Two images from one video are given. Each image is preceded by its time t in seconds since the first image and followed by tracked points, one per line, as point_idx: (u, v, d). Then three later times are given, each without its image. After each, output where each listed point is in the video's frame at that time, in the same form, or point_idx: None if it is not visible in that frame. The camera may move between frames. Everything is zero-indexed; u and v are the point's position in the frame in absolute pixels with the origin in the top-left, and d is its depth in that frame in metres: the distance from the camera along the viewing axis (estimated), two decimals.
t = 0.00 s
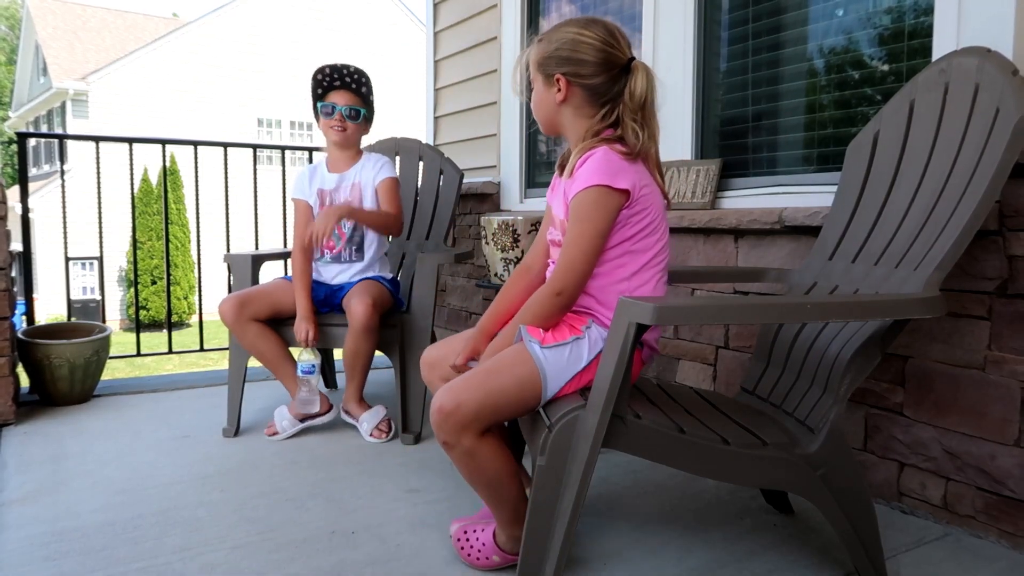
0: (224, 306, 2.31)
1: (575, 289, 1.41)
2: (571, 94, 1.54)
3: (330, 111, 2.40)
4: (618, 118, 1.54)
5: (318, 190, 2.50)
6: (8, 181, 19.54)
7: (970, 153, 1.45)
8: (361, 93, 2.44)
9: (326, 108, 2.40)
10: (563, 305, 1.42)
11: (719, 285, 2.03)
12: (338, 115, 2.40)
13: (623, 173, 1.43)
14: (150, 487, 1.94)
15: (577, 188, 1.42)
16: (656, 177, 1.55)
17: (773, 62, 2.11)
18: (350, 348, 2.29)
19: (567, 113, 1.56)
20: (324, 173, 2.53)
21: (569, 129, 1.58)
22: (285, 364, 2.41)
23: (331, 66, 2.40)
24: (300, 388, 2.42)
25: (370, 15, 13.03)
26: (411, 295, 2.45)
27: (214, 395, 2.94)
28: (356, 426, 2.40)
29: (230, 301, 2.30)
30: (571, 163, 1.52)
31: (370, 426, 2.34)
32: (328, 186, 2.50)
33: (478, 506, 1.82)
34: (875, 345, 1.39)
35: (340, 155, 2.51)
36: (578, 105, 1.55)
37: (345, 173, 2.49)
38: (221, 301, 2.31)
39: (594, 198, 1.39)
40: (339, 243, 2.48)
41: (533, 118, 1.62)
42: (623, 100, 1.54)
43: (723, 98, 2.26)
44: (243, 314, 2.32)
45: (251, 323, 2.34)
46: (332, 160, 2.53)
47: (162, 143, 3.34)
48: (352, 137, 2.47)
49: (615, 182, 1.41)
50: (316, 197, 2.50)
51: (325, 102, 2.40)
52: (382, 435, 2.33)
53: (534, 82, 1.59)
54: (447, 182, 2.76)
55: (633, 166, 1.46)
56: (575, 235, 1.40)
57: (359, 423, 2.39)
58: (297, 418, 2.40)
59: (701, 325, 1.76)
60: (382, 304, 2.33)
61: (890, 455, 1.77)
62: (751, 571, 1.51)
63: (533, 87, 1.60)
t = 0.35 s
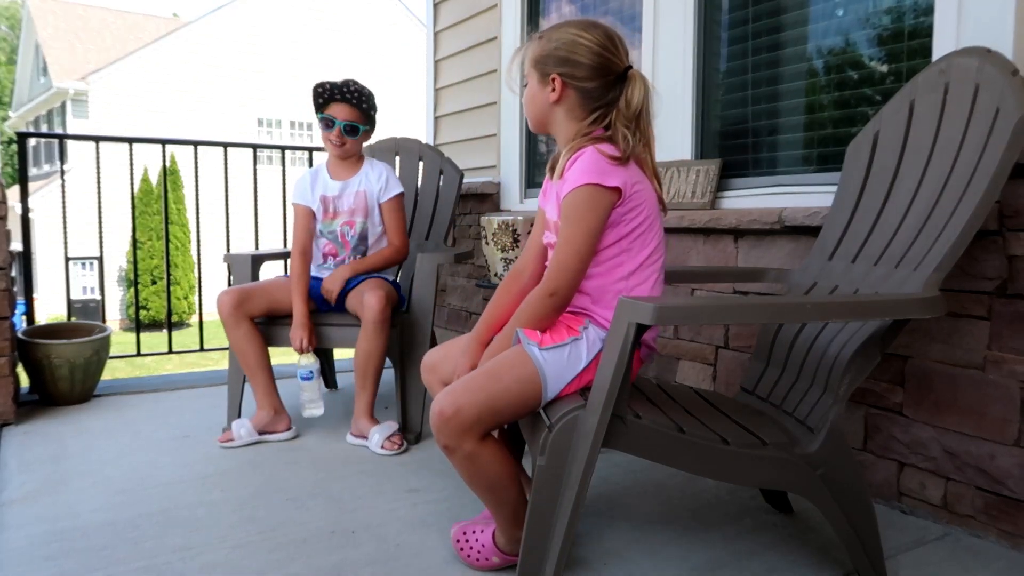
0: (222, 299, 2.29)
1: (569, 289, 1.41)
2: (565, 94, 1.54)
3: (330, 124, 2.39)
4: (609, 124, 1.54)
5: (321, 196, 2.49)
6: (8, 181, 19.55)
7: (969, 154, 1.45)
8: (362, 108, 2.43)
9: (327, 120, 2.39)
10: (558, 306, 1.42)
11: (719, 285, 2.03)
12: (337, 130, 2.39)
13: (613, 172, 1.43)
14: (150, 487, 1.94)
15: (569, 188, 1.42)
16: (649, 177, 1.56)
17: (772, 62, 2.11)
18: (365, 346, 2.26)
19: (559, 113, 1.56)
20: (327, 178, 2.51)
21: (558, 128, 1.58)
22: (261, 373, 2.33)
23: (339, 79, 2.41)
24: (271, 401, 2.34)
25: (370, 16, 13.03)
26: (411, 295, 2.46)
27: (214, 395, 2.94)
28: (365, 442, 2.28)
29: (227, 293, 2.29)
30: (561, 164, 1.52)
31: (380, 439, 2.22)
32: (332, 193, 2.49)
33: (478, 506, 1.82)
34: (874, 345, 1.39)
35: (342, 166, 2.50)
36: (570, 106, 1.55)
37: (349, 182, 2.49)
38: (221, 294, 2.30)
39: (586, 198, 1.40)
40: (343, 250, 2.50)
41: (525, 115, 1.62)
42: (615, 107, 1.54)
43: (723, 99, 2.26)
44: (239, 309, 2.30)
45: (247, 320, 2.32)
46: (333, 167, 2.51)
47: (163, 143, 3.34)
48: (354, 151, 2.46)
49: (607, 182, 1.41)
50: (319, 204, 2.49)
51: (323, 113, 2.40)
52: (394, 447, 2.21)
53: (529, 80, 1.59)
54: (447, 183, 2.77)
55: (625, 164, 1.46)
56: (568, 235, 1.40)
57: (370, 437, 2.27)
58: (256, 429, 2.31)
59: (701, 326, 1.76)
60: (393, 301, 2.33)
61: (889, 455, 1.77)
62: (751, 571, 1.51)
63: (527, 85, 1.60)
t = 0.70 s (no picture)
0: (227, 298, 2.28)
1: (572, 290, 1.40)
2: (565, 94, 1.54)
3: (330, 136, 2.39)
4: (611, 122, 1.53)
5: (329, 191, 2.53)
6: (6, 180, 19.54)
7: (971, 153, 1.45)
8: (349, 108, 2.35)
9: (325, 134, 2.39)
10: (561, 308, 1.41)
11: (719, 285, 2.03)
12: (337, 140, 2.38)
13: (617, 173, 1.42)
14: (149, 487, 1.93)
15: (572, 189, 1.42)
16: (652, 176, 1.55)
17: (773, 62, 2.11)
18: (365, 345, 2.25)
19: (559, 114, 1.56)
20: (337, 175, 2.55)
21: (559, 129, 1.58)
22: (263, 374, 2.32)
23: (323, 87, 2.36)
24: (271, 403, 2.33)
25: (370, 15, 13.02)
26: (411, 295, 2.45)
27: (214, 395, 2.94)
28: (366, 442, 2.27)
29: (232, 292, 2.29)
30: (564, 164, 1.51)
31: (380, 439, 2.21)
32: (340, 190, 2.51)
33: (477, 506, 1.82)
34: (875, 345, 1.39)
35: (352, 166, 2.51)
36: (570, 106, 1.54)
37: (357, 181, 2.50)
38: (225, 294, 2.29)
39: (590, 199, 1.39)
40: (343, 249, 2.49)
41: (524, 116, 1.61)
42: (616, 105, 1.54)
43: (723, 98, 2.26)
44: (244, 310, 2.29)
45: (249, 320, 2.31)
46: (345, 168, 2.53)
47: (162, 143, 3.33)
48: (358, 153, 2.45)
49: (610, 183, 1.41)
50: (326, 198, 2.53)
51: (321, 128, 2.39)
52: (393, 448, 2.20)
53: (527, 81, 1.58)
54: (447, 182, 2.76)
55: (628, 164, 1.46)
56: (570, 236, 1.39)
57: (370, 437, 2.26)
58: (256, 431, 2.30)
59: (702, 326, 1.76)
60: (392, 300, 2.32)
61: (890, 455, 1.76)
62: (752, 571, 1.51)
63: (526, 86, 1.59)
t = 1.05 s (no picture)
0: (227, 297, 2.27)
1: (571, 291, 1.41)
2: (562, 93, 1.53)
3: (333, 138, 2.36)
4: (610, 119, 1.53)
5: (327, 195, 2.51)
6: (6, 181, 19.55)
7: (971, 153, 1.45)
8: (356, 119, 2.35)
9: (329, 133, 2.37)
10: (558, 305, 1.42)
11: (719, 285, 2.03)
12: (338, 143, 2.35)
13: (616, 172, 1.43)
14: (149, 487, 1.93)
15: (570, 189, 1.42)
16: (650, 175, 1.55)
17: (773, 62, 2.11)
18: (365, 345, 2.25)
19: (555, 113, 1.56)
20: (336, 179, 2.53)
21: (555, 128, 1.58)
22: (263, 373, 2.32)
23: (346, 88, 2.36)
24: (270, 402, 2.33)
25: (370, 16, 13.01)
26: (411, 295, 2.45)
27: (213, 395, 2.94)
28: (366, 442, 2.27)
29: (235, 292, 2.28)
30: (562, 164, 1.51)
31: (380, 439, 2.21)
32: (339, 193, 2.50)
33: (477, 506, 1.82)
34: (875, 345, 1.39)
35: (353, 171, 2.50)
36: (567, 105, 1.54)
37: (357, 185, 2.49)
38: (225, 292, 2.28)
39: (589, 199, 1.39)
40: (342, 251, 2.49)
41: (519, 117, 1.61)
42: (613, 103, 1.54)
43: (723, 98, 2.26)
44: (245, 308, 2.28)
45: (250, 319, 2.30)
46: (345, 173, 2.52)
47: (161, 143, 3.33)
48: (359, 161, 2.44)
49: (609, 182, 1.41)
50: (324, 202, 2.51)
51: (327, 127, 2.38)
52: (393, 448, 2.20)
53: (522, 82, 1.58)
54: (447, 182, 2.76)
55: (625, 163, 1.46)
56: (569, 235, 1.40)
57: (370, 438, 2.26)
58: (256, 430, 2.30)
59: (702, 326, 1.76)
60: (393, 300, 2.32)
61: (891, 455, 1.76)
62: (752, 571, 1.51)
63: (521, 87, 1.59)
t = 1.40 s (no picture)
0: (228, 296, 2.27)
1: (570, 289, 1.40)
2: (560, 92, 1.53)
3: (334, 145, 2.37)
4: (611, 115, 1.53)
5: (331, 198, 2.51)
6: (5, 180, 19.55)
7: (971, 153, 1.44)
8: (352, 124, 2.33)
9: (330, 143, 2.37)
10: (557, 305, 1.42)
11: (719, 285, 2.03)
12: (341, 152, 2.36)
13: (615, 171, 1.42)
14: (149, 488, 1.93)
15: (570, 188, 1.41)
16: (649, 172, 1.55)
17: (773, 62, 2.10)
18: (366, 345, 2.25)
19: (554, 113, 1.55)
20: (339, 181, 2.53)
21: (554, 129, 1.57)
22: (263, 372, 2.32)
23: (341, 93, 2.34)
24: (270, 402, 2.33)
25: (370, 15, 13.01)
26: (411, 296, 2.45)
27: (213, 395, 2.93)
28: (365, 442, 2.27)
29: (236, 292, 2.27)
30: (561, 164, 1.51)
31: (380, 439, 2.21)
32: (342, 195, 2.50)
33: (477, 506, 1.81)
34: (876, 345, 1.39)
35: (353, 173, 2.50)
36: (566, 103, 1.54)
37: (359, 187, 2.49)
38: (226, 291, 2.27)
39: (589, 197, 1.39)
40: (345, 251, 2.48)
41: (517, 121, 1.59)
42: (613, 98, 1.55)
43: (724, 98, 2.25)
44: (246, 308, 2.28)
45: (252, 318, 2.30)
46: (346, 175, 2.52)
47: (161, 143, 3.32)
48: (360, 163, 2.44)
49: (609, 181, 1.40)
50: (327, 204, 2.50)
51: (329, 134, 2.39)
52: (393, 449, 2.19)
53: (518, 86, 1.57)
54: (447, 182, 2.75)
55: (625, 162, 1.46)
56: (569, 234, 1.39)
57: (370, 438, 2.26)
58: (256, 430, 2.30)
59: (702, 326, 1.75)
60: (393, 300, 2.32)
61: (891, 455, 1.76)
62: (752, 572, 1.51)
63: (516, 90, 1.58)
